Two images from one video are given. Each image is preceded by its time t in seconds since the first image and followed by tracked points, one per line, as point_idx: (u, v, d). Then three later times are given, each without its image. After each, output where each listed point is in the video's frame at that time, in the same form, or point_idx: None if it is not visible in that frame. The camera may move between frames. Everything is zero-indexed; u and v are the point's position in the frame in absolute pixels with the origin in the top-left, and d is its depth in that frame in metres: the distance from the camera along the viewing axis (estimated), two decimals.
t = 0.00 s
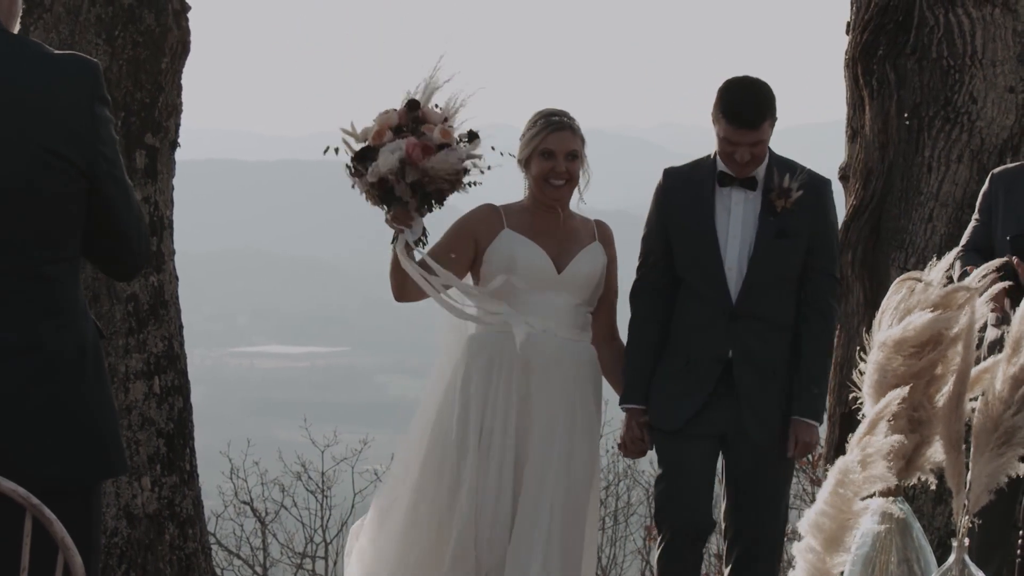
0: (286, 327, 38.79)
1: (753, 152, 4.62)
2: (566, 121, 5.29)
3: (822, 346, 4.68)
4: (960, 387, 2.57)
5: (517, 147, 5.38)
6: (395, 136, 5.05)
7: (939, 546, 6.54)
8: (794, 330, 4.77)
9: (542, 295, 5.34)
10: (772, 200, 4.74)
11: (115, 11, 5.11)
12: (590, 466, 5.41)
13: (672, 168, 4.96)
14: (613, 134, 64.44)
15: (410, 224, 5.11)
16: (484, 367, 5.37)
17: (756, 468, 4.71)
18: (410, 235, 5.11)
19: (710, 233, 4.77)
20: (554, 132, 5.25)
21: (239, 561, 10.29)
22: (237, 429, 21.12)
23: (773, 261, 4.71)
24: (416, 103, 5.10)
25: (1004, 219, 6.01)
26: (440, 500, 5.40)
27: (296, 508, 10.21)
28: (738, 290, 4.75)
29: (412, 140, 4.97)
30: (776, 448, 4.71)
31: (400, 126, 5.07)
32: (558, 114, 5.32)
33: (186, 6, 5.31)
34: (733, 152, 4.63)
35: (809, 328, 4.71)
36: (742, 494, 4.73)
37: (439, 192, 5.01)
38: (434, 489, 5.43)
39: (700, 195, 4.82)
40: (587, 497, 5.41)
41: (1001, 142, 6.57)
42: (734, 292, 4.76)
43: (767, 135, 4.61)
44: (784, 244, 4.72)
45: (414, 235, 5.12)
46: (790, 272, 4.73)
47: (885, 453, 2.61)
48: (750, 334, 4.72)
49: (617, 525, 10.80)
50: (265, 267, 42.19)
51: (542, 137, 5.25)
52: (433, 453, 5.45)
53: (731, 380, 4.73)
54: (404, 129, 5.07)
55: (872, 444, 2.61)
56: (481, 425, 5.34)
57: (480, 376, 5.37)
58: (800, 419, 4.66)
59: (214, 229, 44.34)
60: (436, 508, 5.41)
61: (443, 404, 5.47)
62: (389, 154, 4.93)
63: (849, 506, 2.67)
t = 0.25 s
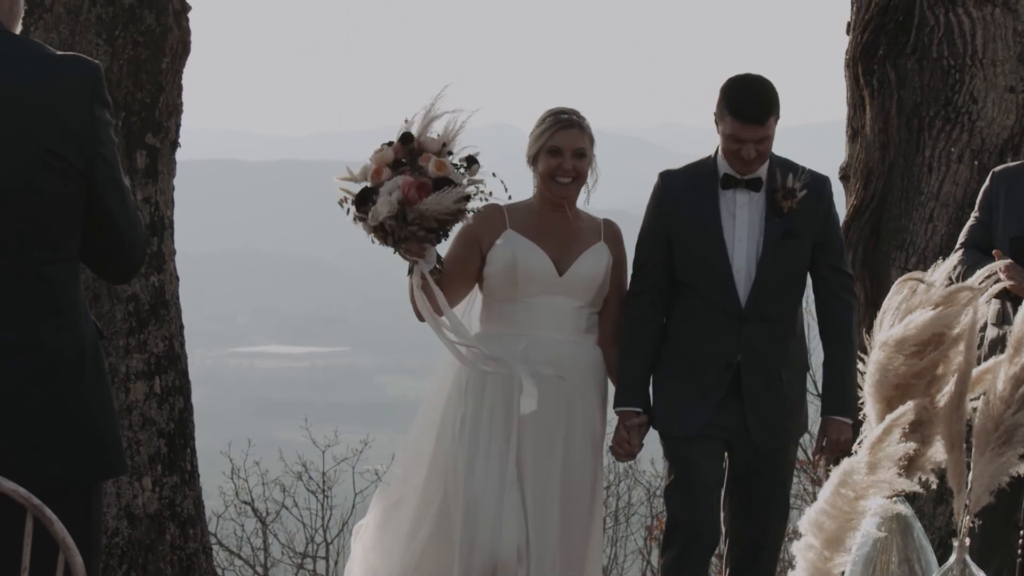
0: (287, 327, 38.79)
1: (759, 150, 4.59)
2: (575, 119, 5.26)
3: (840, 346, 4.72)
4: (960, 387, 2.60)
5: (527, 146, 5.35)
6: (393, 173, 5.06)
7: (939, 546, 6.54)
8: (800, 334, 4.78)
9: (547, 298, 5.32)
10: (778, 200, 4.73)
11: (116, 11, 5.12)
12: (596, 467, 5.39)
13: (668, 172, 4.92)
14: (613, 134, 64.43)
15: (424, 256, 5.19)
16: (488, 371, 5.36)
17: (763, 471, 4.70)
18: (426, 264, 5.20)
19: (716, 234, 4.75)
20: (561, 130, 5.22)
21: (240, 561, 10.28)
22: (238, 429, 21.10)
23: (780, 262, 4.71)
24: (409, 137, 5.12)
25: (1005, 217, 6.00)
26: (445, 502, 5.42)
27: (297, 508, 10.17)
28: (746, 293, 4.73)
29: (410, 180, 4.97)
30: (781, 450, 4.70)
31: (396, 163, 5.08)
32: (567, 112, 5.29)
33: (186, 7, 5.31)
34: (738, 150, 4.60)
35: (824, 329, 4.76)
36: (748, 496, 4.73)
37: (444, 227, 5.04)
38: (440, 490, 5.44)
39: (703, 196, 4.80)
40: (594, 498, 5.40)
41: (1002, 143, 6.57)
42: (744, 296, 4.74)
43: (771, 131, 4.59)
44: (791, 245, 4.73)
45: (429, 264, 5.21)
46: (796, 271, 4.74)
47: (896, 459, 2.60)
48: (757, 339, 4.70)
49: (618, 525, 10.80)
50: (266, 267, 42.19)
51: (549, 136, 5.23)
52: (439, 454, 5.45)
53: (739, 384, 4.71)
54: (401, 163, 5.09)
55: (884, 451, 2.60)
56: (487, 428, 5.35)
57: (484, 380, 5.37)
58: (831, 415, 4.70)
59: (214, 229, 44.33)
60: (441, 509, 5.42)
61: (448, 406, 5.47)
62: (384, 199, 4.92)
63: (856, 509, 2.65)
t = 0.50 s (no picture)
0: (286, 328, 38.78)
1: (759, 148, 4.58)
2: (578, 120, 5.26)
3: (846, 348, 4.73)
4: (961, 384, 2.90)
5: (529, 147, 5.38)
6: (389, 189, 5.04)
7: (939, 547, 6.55)
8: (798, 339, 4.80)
9: (547, 301, 5.29)
10: (781, 205, 4.71)
11: (115, 12, 5.11)
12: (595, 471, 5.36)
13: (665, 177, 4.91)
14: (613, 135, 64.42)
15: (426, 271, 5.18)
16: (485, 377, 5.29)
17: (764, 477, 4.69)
18: (429, 282, 5.21)
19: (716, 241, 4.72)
20: (562, 132, 5.22)
21: (239, 562, 10.27)
22: (237, 430, 21.08)
23: (781, 265, 4.72)
24: (405, 151, 5.09)
25: (1005, 219, 6.02)
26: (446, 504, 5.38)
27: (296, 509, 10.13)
28: (751, 299, 4.71)
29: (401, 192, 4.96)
30: (782, 456, 4.70)
31: (392, 177, 5.06)
32: (570, 112, 5.29)
33: (186, 8, 5.31)
34: (738, 147, 4.58)
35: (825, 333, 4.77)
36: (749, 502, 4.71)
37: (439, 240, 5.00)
38: (444, 490, 5.39)
39: (703, 199, 4.79)
40: (592, 501, 5.37)
41: (1001, 143, 6.61)
42: (746, 302, 4.73)
43: (770, 129, 4.58)
44: (791, 249, 4.74)
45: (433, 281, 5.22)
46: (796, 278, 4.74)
47: (892, 458, 2.94)
48: (759, 345, 4.69)
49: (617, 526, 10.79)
50: (265, 268, 42.18)
51: (550, 137, 5.23)
52: (441, 458, 5.43)
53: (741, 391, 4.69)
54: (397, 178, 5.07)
55: (884, 451, 2.93)
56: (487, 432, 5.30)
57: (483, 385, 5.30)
58: (846, 415, 4.69)
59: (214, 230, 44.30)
60: (442, 513, 5.39)
61: (451, 410, 5.45)
62: (379, 214, 4.92)
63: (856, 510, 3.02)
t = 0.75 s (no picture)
0: (286, 328, 38.77)
1: (750, 151, 4.61)
2: (576, 126, 5.27)
3: (840, 357, 4.75)
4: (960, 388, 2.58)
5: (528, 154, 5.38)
6: (391, 206, 5.00)
7: (938, 547, 6.55)
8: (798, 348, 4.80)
9: (548, 309, 5.28)
10: (778, 211, 4.73)
11: (114, 12, 5.11)
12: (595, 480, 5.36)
13: (661, 187, 4.90)
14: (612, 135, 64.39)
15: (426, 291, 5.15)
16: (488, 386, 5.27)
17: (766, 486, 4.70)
18: (429, 301, 5.17)
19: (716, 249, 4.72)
20: (561, 138, 5.22)
21: (239, 562, 10.25)
22: (237, 430, 21.07)
23: (781, 274, 4.71)
24: (408, 168, 5.06)
25: (1005, 218, 6.01)
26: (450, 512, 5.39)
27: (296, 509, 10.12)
28: (751, 308, 4.70)
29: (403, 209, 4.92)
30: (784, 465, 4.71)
31: (395, 195, 5.02)
32: (567, 119, 5.29)
33: (185, 8, 5.31)
34: (730, 151, 4.62)
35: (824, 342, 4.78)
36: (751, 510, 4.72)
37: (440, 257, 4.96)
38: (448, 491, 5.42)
39: (698, 208, 4.78)
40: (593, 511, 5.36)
41: (1000, 143, 6.56)
42: (748, 311, 4.71)
43: (763, 132, 4.60)
44: (792, 256, 4.73)
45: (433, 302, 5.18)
46: (795, 287, 4.74)
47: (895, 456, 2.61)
48: (762, 355, 4.68)
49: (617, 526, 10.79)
50: (265, 268, 42.17)
51: (549, 144, 5.23)
52: (444, 464, 5.45)
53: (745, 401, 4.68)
54: (400, 196, 5.03)
55: (882, 448, 2.62)
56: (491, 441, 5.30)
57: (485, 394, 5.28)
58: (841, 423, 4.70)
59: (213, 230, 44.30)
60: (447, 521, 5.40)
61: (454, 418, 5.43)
62: (382, 229, 4.89)
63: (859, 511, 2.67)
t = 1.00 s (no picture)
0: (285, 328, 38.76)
1: (739, 151, 4.67)
2: (568, 133, 5.34)
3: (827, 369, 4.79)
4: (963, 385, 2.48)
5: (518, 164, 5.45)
6: (389, 222, 4.94)
7: (937, 547, 6.55)
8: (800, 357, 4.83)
9: (544, 317, 5.34)
10: (773, 218, 4.78)
11: (114, 13, 5.11)
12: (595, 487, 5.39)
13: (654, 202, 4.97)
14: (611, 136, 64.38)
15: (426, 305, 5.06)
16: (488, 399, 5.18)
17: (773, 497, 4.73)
18: (428, 316, 5.09)
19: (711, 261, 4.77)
20: (553, 144, 5.30)
21: (238, 563, 10.23)
22: (236, 430, 21.05)
23: (776, 282, 4.74)
24: (404, 183, 5.00)
25: (1005, 219, 6.01)
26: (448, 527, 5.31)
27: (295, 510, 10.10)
28: (750, 318, 4.74)
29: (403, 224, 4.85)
30: (785, 476, 4.75)
31: (392, 211, 4.96)
32: (559, 127, 5.38)
33: (184, 9, 5.31)
34: (719, 153, 4.69)
35: (817, 353, 4.79)
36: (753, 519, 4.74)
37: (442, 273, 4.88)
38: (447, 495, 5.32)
39: (691, 219, 4.85)
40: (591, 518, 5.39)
41: (1000, 143, 6.55)
42: (747, 322, 4.75)
43: (750, 132, 4.66)
44: (788, 264, 4.76)
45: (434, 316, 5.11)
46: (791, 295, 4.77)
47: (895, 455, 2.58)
48: (760, 365, 4.71)
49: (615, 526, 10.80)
50: (264, 268, 42.15)
51: (541, 150, 5.30)
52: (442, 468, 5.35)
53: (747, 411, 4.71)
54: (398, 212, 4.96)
55: (883, 449, 2.57)
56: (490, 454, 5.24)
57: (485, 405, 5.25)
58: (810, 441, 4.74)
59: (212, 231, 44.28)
60: (445, 535, 5.33)
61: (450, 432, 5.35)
62: (382, 244, 4.82)
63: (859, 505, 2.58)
